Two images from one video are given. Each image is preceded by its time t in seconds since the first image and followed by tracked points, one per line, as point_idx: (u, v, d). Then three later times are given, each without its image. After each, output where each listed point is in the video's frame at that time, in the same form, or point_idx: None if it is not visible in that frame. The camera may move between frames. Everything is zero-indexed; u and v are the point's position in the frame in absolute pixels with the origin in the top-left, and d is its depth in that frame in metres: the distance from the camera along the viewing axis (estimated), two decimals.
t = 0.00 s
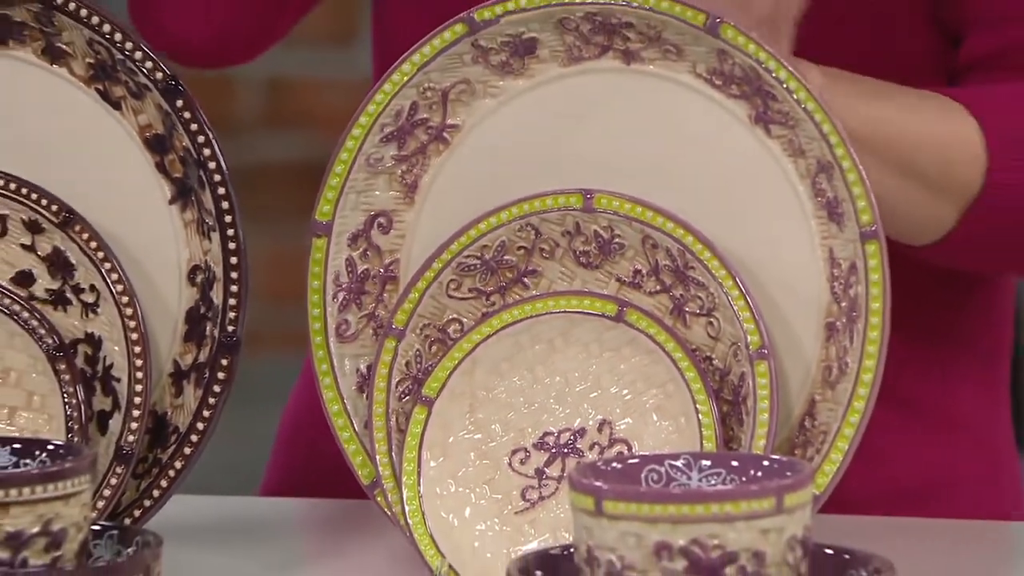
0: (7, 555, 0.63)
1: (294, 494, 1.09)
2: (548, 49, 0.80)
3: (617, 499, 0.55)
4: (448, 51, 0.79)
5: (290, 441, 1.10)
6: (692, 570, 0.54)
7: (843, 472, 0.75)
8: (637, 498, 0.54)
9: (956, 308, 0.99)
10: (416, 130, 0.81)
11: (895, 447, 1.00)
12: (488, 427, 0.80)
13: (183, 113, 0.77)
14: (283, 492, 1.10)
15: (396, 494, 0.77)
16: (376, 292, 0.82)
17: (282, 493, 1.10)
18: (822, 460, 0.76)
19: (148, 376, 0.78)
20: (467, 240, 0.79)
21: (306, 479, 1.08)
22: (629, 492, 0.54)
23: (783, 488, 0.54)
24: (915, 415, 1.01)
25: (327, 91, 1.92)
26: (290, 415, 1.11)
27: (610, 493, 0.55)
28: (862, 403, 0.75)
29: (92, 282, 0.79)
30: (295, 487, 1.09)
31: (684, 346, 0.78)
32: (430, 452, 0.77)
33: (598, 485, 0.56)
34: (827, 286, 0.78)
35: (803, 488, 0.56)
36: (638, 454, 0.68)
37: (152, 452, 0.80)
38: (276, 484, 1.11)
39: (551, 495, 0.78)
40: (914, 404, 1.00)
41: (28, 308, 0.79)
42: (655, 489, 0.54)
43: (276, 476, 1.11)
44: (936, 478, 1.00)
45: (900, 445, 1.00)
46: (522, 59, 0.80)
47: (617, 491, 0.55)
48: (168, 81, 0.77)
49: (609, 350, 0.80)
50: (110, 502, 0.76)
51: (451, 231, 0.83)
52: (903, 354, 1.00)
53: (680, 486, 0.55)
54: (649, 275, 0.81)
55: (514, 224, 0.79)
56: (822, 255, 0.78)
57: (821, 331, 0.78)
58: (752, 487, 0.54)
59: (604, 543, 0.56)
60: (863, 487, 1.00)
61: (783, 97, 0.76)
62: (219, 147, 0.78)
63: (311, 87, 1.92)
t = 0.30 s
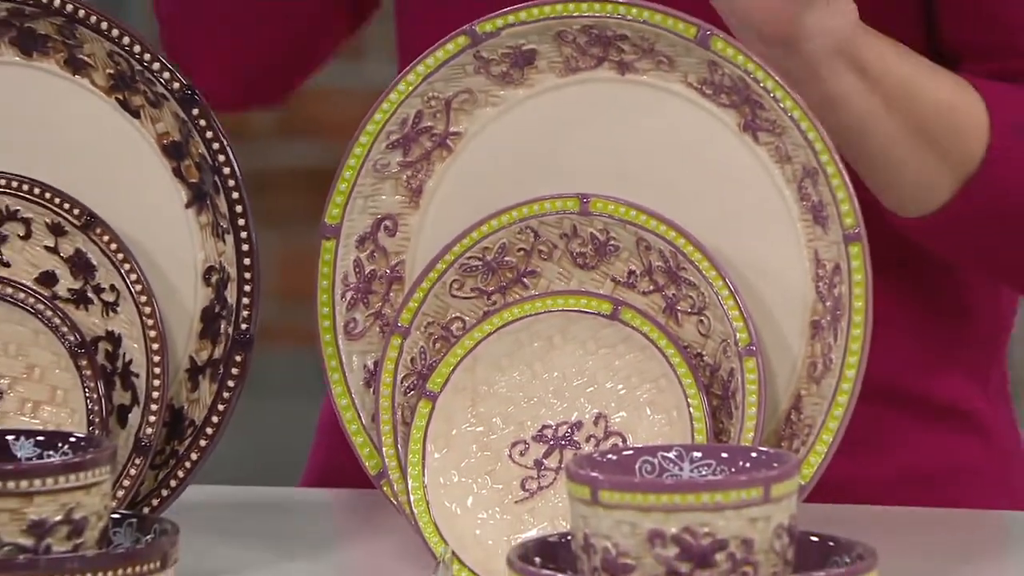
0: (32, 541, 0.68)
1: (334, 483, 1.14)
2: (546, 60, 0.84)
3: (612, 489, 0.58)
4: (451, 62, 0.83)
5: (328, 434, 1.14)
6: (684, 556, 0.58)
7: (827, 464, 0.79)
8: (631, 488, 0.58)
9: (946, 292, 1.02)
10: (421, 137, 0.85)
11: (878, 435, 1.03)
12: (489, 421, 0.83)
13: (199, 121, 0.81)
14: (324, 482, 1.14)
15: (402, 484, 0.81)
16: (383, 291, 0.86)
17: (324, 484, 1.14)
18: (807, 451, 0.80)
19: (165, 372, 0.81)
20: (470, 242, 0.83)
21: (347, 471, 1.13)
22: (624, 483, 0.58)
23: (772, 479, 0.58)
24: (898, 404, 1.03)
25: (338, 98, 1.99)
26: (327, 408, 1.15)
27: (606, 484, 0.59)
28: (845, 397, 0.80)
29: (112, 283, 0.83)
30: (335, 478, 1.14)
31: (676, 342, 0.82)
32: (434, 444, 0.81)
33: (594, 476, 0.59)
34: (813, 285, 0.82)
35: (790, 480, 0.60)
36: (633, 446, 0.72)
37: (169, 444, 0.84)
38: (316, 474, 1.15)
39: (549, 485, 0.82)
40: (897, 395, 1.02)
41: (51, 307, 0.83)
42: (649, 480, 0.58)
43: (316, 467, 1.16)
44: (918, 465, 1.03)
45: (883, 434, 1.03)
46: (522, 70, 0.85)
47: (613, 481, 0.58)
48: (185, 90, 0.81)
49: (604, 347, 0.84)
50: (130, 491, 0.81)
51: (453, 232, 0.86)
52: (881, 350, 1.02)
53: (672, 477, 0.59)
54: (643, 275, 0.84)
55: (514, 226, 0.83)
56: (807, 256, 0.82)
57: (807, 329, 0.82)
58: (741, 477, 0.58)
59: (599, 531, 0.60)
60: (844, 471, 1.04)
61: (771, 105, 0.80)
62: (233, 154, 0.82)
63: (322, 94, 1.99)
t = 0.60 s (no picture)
0: (56, 528, 0.69)
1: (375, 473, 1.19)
2: (544, 71, 0.89)
3: (607, 479, 0.63)
4: (454, 73, 0.87)
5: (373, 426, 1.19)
6: (676, 542, 0.62)
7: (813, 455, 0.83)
8: (625, 478, 0.62)
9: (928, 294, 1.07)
10: (426, 144, 0.90)
11: (871, 431, 1.09)
12: (490, 414, 0.87)
13: (215, 129, 0.85)
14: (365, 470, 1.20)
15: (408, 474, 0.85)
16: (390, 290, 0.90)
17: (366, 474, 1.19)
18: (793, 443, 0.84)
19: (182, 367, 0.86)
20: (472, 244, 0.87)
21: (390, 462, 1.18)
22: (618, 473, 0.62)
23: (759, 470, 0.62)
24: (884, 398, 1.09)
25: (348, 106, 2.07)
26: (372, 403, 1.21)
27: (601, 474, 0.63)
28: (828, 391, 0.83)
29: (132, 282, 0.87)
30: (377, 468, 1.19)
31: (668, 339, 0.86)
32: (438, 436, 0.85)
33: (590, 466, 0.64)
34: (798, 284, 0.86)
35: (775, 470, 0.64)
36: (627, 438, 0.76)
37: (186, 436, 0.88)
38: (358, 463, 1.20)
39: (548, 475, 0.86)
40: (882, 390, 1.08)
41: (74, 306, 0.87)
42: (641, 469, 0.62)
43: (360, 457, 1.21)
44: (909, 465, 1.08)
45: (878, 430, 1.09)
46: (522, 80, 0.89)
47: (608, 471, 0.63)
48: (201, 99, 0.85)
49: (600, 344, 0.88)
50: (148, 481, 0.85)
51: (455, 236, 0.90)
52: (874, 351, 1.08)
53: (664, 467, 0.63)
54: (637, 275, 0.89)
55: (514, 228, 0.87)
56: (793, 257, 0.86)
57: (793, 327, 0.86)
58: (730, 468, 0.62)
59: (595, 519, 0.64)
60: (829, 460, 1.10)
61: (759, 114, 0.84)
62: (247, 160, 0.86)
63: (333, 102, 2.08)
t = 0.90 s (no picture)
0: (78, 516, 0.73)
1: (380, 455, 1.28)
2: (543, 81, 0.93)
3: (603, 469, 0.67)
4: (457, 82, 0.92)
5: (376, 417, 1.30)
6: (668, 529, 0.67)
7: (799, 445, 0.87)
8: (621, 469, 0.67)
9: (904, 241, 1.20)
10: (430, 150, 0.94)
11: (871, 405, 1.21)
12: (491, 407, 0.92)
13: (229, 136, 0.90)
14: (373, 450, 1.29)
15: (413, 465, 0.89)
16: (396, 289, 0.95)
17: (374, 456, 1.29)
18: (779, 435, 0.88)
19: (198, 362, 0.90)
20: (475, 246, 0.91)
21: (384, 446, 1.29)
22: (614, 464, 0.67)
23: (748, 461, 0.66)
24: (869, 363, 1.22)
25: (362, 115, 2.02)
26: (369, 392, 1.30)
27: (596, 464, 0.67)
28: (813, 385, 0.88)
29: (151, 282, 0.92)
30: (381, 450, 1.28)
31: (661, 336, 0.90)
32: (441, 429, 0.89)
33: (586, 458, 0.68)
34: (785, 284, 0.90)
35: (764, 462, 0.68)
36: (621, 430, 0.80)
37: (202, 428, 0.92)
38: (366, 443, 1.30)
39: (547, 466, 0.90)
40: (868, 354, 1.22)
41: (95, 304, 0.91)
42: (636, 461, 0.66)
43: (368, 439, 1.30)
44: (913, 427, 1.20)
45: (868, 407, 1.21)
46: (521, 90, 0.94)
47: (604, 462, 0.67)
48: (216, 108, 0.89)
49: (596, 341, 0.92)
50: (166, 472, 0.89)
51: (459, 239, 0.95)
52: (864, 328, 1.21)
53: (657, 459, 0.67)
54: (630, 273, 0.93)
55: (514, 229, 0.91)
56: (779, 259, 0.91)
57: (779, 325, 0.91)
58: (719, 459, 0.66)
59: (591, 507, 0.69)
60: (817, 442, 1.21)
61: (747, 122, 0.89)
62: (260, 166, 0.90)
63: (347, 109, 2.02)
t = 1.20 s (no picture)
0: (100, 504, 0.76)
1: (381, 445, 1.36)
2: (542, 90, 0.98)
3: (598, 460, 0.71)
4: (461, 91, 0.96)
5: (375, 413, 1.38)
6: (661, 517, 0.71)
7: (786, 437, 0.92)
8: (616, 459, 0.71)
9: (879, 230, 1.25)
10: (434, 156, 0.99)
11: (854, 388, 1.28)
12: (492, 401, 0.96)
13: (243, 142, 0.95)
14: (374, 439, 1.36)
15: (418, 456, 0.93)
16: (402, 288, 0.99)
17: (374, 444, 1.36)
18: (767, 427, 0.93)
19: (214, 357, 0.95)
20: (477, 247, 0.96)
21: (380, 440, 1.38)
22: (609, 454, 0.71)
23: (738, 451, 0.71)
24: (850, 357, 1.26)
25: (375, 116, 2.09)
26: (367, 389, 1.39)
27: (592, 455, 0.71)
28: (799, 379, 0.92)
29: (169, 281, 0.96)
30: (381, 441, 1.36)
31: (654, 333, 0.95)
32: (446, 422, 0.94)
33: (583, 449, 0.72)
34: (772, 284, 0.95)
35: (752, 453, 0.73)
36: (616, 423, 0.84)
37: (218, 421, 0.97)
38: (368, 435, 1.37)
39: (546, 457, 0.95)
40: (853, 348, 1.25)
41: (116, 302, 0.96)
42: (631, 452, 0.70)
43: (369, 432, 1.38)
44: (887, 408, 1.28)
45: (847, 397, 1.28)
46: (521, 98, 0.98)
47: (599, 453, 0.71)
48: (232, 116, 0.94)
49: (593, 337, 0.97)
50: (183, 462, 0.94)
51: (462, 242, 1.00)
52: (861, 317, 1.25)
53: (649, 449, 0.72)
54: (625, 273, 0.98)
55: (514, 231, 0.96)
56: (767, 259, 0.95)
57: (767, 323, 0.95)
58: (710, 450, 0.71)
59: (588, 496, 0.73)
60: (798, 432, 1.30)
61: (736, 129, 0.94)
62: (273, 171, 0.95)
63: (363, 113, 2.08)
